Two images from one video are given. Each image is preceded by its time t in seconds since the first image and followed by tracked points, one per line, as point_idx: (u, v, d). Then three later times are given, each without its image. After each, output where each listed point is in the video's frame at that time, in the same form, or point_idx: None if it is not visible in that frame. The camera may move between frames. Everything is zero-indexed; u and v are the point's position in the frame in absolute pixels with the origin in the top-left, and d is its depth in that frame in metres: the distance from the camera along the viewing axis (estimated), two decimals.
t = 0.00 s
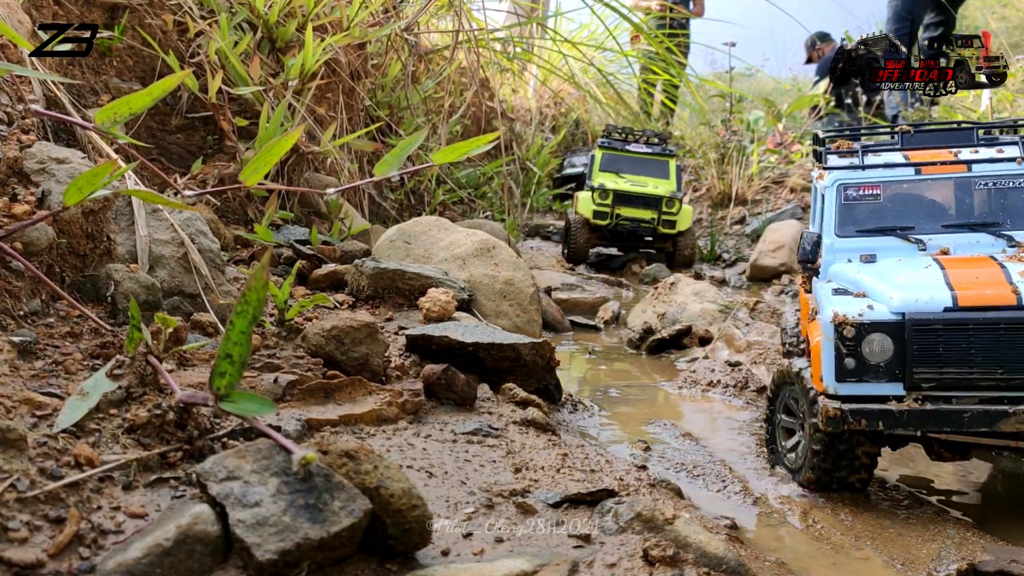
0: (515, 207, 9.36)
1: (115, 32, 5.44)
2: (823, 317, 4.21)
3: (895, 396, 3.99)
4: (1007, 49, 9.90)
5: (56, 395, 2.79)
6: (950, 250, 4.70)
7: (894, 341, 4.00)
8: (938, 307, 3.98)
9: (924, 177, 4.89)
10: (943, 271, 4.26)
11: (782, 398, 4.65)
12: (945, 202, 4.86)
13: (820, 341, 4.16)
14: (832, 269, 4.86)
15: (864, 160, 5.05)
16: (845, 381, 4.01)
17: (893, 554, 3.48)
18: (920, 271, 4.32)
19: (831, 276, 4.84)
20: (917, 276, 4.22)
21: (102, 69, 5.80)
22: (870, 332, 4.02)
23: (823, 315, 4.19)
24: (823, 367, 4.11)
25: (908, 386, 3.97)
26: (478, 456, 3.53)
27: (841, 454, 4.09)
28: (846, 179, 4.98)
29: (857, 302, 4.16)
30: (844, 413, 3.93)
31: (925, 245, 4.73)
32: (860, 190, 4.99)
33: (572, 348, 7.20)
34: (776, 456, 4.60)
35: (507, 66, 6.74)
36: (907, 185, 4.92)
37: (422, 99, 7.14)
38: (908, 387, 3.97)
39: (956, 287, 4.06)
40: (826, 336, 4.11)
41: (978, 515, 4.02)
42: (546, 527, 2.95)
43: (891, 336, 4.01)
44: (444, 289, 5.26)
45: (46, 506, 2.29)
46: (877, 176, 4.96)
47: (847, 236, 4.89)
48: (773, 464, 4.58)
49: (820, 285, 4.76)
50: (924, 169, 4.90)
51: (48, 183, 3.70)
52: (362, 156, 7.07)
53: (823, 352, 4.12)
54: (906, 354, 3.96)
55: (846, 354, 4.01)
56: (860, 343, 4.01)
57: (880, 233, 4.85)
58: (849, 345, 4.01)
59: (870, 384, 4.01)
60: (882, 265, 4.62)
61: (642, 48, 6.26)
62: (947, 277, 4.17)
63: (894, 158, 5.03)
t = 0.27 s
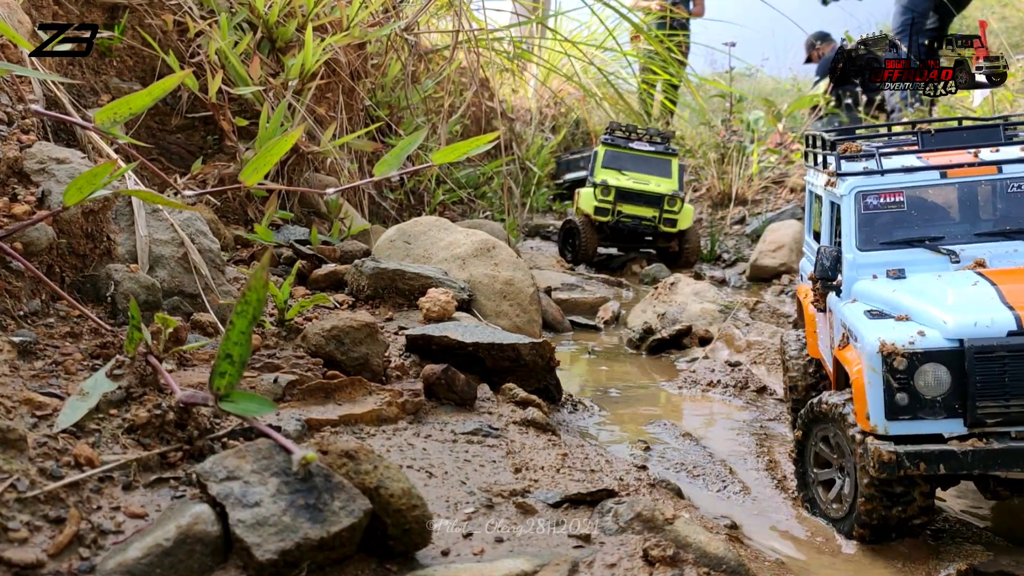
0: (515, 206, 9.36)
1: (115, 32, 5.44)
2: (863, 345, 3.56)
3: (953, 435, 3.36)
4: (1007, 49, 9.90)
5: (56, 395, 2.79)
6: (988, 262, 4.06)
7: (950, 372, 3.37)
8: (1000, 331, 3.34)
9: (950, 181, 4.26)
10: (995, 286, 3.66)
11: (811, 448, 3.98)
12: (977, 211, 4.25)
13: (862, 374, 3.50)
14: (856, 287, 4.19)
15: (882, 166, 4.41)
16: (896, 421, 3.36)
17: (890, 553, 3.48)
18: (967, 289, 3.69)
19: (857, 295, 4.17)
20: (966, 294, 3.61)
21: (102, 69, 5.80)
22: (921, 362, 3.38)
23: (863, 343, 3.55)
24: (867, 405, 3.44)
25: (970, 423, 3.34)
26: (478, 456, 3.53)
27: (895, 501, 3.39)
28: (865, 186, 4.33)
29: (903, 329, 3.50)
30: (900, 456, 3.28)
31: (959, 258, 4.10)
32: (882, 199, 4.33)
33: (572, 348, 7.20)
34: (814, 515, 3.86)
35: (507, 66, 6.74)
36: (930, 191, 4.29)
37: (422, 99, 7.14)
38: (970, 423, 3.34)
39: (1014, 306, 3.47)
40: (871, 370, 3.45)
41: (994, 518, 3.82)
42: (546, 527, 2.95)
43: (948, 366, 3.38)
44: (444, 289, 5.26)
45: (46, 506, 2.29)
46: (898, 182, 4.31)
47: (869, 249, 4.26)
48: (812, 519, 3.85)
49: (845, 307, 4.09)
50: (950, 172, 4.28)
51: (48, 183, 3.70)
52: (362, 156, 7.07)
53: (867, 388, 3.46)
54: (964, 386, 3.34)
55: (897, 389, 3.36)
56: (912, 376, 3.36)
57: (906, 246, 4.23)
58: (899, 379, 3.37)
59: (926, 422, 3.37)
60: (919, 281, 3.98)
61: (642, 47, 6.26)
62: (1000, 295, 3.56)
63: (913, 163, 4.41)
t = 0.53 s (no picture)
0: (515, 207, 9.37)
1: (114, 32, 5.44)
2: (889, 355, 3.30)
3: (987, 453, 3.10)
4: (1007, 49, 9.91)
5: (56, 395, 2.79)
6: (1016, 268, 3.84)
7: (983, 386, 3.11)
8: None
9: (977, 181, 4.00)
10: None
11: (833, 446, 3.63)
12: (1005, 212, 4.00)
13: (888, 387, 3.24)
14: (874, 291, 3.92)
15: (904, 164, 4.14)
16: (924, 437, 3.11)
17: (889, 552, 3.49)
18: (998, 296, 3.43)
19: (875, 299, 3.90)
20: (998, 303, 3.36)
21: (102, 69, 5.80)
22: (953, 374, 3.12)
23: (889, 353, 3.28)
24: (892, 420, 3.18)
25: (1004, 441, 3.09)
26: (478, 456, 3.53)
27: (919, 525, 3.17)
28: (886, 183, 4.06)
29: (933, 339, 3.24)
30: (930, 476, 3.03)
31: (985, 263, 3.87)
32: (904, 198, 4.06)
33: (572, 348, 7.20)
34: (824, 522, 3.67)
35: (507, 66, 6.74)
36: (955, 191, 4.03)
37: (422, 99, 7.14)
38: (1004, 441, 3.09)
39: None
40: (897, 382, 3.18)
41: (1004, 524, 3.75)
42: (546, 527, 2.95)
43: (981, 379, 3.12)
44: (444, 289, 5.26)
45: (46, 506, 2.29)
46: (922, 180, 4.04)
47: (890, 252, 3.98)
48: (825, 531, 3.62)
49: (864, 312, 3.81)
50: (977, 172, 4.01)
51: (48, 184, 3.70)
52: (362, 156, 7.07)
53: (892, 402, 3.20)
54: (999, 401, 3.09)
55: (926, 403, 3.11)
56: (942, 390, 3.11)
57: (929, 248, 3.97)
58: (929, 392, 3.11)
59: (956, 439, 3.11)
60: (943, 286, 3.72)
61: (642, 47, 6.26)
62: None
63: (936, 161, 4.14)
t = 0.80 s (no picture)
0: (515, 207, 9.36)
1: (114, 32, 5.44)
2: (893, 359, 3.28)
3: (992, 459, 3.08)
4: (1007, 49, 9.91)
5: (56, 395, 2.79)
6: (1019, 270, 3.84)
7: (988, 391, 3.10)
8: None
9: (980, 183, 4.00)
10: None
11: (834, 447, 3.61)
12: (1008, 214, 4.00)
13: (892, 391, 3.22)
14: (877, 293, 3.92)
15: (907, 165, 4.13)
16: (929, 442, 3.09)
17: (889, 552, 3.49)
18: (1002, 301, 3.42)
19: (878, 303, 3.90)
20: (1003, 307, 3.35)
21: (102, 69, 5.80)
22: (958, 379, 3.10)
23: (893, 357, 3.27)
24: (896, 424, 3.17)
25: (1009, 446, 3.07)
26: (478, 456, 3.53)
27: (924, 529, 3.16)
28: (888, 185, 4.06)
29: (937, 343, 3.22)
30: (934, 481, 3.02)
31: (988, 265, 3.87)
32: (907, 199, 4.06)
33: (572, 348, 7.20)
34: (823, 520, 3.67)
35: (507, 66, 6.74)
36: (958, 193, 4.02)
37: (422, 99, 7.14)
38: (1009, 447, 3.07)
39: None
40: (901, 386, 3.17)
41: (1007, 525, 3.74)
42: (546, 527, 2.95)
43: (986, 384, 3.10)
44: (444, 288, 5.26)
45: (46, 506, 2.29)
46: (925, 182, 4.03)
47: (893, 254, 3.98)
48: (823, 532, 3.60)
49: (867, 315, 3.81)
50: (980, 173, 4.00)
51: (48, 183, 3.70)
52: (362, 156, 7.07)
53: (897, 407, 3.18)
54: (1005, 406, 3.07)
55: (930, 408, 3.09)
56: (947, 395, 3.09)
57: (933, 251, 3.96)
58: (933, 397, 3.10)
59: (960, 444, 3.10)
60: (946, 290, 3.72)
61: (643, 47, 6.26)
62: None
63: (939, 163, 4.14)
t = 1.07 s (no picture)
0: (514, 206, 9.36)
1: (114, 32, 5.44)
2: (904, 358, 3.28)
3: (1003, 461, 3.08)
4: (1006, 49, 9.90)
5: (56, 395, 2.79)
6: None
7: (1001, 392, 3.09)
8: None
9: (990, 182, 3.99)
10: None
11: (842, 449, 3.53)
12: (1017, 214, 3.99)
13: (903, 391, 3.21)
14: (886, 293, 3.91)
15: (916, 164, 4.13)
16: (940, 442, 3.09)
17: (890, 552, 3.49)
18: (1013, 301, 3.41)
19: (886, 302, 3.89)
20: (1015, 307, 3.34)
21: (102, 69, 5.80)
22: (970, 379, 3.10)
23: (904, 356, 3.27)
24: (907, 425, 3.16)
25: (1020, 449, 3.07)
26: (478, 456, 3.52)
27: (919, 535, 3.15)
28: (898, 183, 4.05)
29: (949, 342, 3.21)
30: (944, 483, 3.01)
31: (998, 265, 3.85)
32: (917, 198, 4.04)
33: (572, 348, 7.20)
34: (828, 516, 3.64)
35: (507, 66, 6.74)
36: (968, 193, 4.01)
37: (422, 99, 7.14)
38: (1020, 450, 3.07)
39: None
40: (913, 386, 3.16)
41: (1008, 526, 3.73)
42: (546, 527, 2.95)
43: (998, 384, 3.09)
44: (444, 288, 5.26)
45: (46, 506, 2.29)
46: (935, 181, 4.02)
47: (902, 253, 3.97)
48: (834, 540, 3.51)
49: (876, 314, 3.80)
50: (990, 173, 4.00)
51: (48, 183, 3.69)
52: (362, 156, 7.07)
53: (908, 406, 3.17)
54: (1017, 408, 3.07)
55: (942, 408, 3.09)
56: (959, 395, 3.09)
57: (941, 250, 3.95)
58: (945, 397, 3.09)
59: (971, 446, 3.10)
60: (956, 290, 3.71)
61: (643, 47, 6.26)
62: None
63: (948, 162, 4.14)
